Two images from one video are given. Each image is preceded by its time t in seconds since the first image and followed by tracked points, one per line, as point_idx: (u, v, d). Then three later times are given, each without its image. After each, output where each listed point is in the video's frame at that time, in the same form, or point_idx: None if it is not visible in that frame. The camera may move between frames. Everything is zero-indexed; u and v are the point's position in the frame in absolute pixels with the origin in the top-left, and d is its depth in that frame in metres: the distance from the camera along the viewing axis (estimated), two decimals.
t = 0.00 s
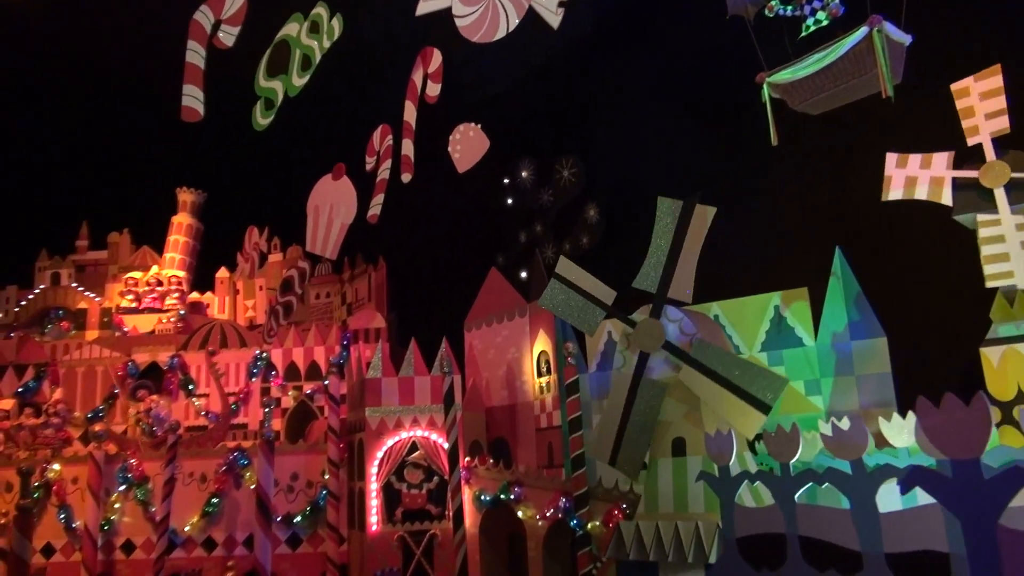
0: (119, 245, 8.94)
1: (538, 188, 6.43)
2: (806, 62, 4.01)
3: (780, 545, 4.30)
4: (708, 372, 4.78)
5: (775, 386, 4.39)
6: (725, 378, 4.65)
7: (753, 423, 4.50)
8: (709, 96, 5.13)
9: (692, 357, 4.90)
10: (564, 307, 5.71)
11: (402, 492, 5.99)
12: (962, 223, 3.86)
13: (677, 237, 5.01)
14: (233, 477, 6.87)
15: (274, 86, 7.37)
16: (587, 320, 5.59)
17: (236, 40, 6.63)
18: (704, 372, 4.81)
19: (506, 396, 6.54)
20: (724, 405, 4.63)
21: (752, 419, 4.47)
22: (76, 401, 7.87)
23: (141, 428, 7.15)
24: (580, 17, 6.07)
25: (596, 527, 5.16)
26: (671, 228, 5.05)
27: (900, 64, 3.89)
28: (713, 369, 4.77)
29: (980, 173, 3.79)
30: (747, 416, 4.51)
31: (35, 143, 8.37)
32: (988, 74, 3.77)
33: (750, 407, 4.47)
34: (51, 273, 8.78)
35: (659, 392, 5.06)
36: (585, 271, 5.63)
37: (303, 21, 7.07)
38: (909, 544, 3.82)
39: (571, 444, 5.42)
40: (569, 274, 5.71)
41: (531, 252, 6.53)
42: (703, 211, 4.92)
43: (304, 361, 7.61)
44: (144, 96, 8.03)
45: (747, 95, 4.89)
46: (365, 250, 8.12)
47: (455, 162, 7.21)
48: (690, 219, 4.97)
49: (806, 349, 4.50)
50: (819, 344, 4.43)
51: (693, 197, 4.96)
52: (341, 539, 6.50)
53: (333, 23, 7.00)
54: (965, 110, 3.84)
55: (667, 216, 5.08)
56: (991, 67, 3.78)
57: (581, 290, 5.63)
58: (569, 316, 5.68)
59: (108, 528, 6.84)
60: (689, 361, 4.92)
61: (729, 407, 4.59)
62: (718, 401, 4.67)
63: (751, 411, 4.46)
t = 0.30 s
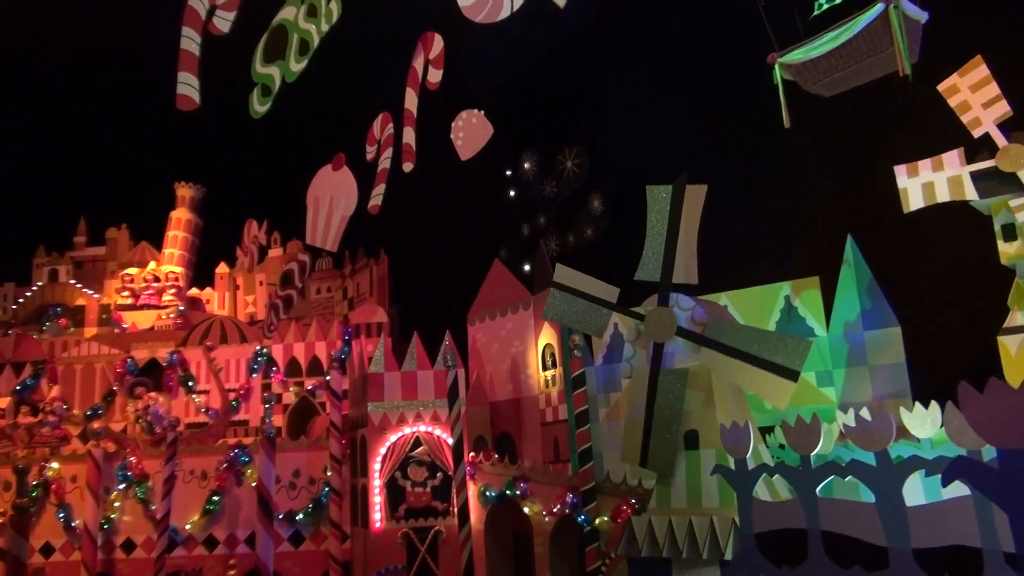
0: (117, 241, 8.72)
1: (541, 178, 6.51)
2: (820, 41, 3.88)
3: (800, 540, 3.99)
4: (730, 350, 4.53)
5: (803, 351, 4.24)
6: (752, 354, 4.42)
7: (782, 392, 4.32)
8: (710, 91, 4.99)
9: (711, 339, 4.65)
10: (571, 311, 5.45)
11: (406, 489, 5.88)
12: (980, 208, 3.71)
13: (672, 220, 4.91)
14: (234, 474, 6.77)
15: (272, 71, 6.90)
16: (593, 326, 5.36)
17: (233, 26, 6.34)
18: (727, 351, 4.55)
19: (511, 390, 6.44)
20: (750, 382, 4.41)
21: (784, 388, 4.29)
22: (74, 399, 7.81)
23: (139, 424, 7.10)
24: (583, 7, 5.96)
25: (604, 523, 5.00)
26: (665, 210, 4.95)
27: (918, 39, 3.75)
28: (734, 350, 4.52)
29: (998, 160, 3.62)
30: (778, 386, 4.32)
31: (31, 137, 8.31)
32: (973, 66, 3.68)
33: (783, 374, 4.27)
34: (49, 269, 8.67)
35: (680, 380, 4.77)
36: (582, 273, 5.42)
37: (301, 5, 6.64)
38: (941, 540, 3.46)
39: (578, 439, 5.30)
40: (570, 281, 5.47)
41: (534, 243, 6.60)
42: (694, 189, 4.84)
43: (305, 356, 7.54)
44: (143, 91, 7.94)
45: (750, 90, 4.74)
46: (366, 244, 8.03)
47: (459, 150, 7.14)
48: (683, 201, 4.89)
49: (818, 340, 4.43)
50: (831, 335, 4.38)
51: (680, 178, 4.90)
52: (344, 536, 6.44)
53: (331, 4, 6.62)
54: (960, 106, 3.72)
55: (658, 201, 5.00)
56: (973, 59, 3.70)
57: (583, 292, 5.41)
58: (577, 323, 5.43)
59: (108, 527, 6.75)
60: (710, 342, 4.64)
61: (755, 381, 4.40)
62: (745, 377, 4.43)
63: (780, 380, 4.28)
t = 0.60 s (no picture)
0: (116, 234, 8.68)
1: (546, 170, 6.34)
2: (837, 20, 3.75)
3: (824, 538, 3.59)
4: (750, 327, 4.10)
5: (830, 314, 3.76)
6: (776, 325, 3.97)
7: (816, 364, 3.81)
8: (711, 90, 4.85)
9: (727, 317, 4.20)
10: (576, 318, 4.90)
11: (410, 483, 5.78)
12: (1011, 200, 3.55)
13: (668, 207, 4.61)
14: (236, 469, 6.69)
15: (271, 54, 6.27)
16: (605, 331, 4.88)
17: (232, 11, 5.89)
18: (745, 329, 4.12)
19: (516, 383, 6.34)
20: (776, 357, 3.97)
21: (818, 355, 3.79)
22: (73, 393, 7.44)
23: (141, 419, 7.04)
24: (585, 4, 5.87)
25: (613, 519, 4.86)
26: (660, 196, 4.64)
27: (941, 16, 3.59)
28: (752, 332, 4.10)
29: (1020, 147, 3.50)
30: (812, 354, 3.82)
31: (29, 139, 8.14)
32: (960, 69, 3.66)
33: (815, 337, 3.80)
34: (47, 263, 8.56)
35: (699, 366, 4.28)
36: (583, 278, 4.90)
37: None
38: (973, 536, 3.13)
39: (586, 431, 5.25)
40: (574, 289, 4.91)
41: (538, 236, 6.48)
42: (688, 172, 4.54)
43: (307, 349, 7.38)
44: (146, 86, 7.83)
45: (751, 88, 4.61)
46: (367, 236, 8.08)
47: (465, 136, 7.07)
48: (676, 185, 4.59)
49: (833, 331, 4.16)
50: (843, 325, 4.11)
51: (670, 164, 4.62)
52: (346, 531, 6.31)
53: None
54: (962, 108, 3.64)
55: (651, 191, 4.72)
56: (956, 62, 3.68)
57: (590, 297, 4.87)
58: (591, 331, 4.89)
59: (108, 523, 6.67)
60: (727, 321, 4.18)
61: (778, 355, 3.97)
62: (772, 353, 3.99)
63: (810, 346, 3.78)
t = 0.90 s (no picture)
0: (113, 217, 8.54)
1: (548, 158, 6.36)
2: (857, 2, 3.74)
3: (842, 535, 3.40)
4: (764, 302, 3.92)
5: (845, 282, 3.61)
6: (791, 297, 3.80)
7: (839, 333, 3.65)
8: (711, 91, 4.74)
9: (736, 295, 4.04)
10: (583, 327, 4.58)
11: (409, 471, 5.68)
12: None
13: (666, 197, 4.42)
14: (232, 457, 6.59)
15: (271, 30, 6.11)
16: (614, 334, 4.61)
17: None
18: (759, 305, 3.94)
19: (518, 371, 6.25)
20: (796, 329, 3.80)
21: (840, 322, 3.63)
22: (68, 376, 7.37)
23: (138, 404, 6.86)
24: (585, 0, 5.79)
25: (616, 511, 4.80)
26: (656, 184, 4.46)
27: None
28: (767, 308, 3.91)
29: None
30: (834, 322, 3.67)
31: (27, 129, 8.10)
32: (955, 80, 3.53)
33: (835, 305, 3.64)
34: (43, 247, 8.39)
35: (715, 352, 4.08)
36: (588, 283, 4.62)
37: None
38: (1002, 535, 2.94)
39: (590, 423, 5.09)
40: (583, 294, 4.57)
41: (543, 222, 6.41)
42: (681, 159, 4.32)
43: (306, 337, 7.28)
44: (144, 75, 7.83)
45: (751, 87, 4.47)
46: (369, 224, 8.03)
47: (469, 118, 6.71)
48: (669, 174, 4.39)
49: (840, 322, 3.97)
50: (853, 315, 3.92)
51: (661, 153, 4.42)
52: (344, 521, 6.23)
53: None
54: (973, 116, 3.47)
55: (645, 183, 4.54)
56: (949, 73, 3.57)
57: (597, 301, 4.56)
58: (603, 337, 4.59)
59: (101, 509, 6.59)
60: (739, 300, 4.00)
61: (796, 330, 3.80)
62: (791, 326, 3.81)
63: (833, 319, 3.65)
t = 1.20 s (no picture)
0: (109, 202, 8.35)
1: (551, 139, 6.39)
2: None
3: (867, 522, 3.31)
4: (780, 268, 3.82)
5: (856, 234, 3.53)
6: (806, 258, 3.72)
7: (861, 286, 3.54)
8: (711, 90, 4.72)
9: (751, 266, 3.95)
10: (594, 327, 4.64)
11: (412, 456, 5.59)
12: None
13: (661, 182, 4.41)
14: (230, 444, 6.48)
15: (269, 2, 5.96)
16: (626, 328, 4.49)
17: None
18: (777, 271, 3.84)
19: (521, 357, 6.16)
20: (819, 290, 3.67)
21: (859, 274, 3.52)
22: (65, 365, 7.31)
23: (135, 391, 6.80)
24: None
25: (622, 498, 4.66)
26: (649, 170, 4.48)
27: None
28: (786, 273, 3.81)
29: None
30: (853, 275, 3.55)
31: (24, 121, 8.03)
32: (950, 89, 3.51)
33: (852, 258, 3.54)
34: (37, 232, 8.22)
35: (737, 331, 3.94)
36: (594, 285, 4.66)
37: None
38: None
39: (595, 409, 5.01)
40: (587, 296, 4.70)
41: (544, 206, 6.45)
42: (669, 142, 4.34)
43: (304, 323, 7.16)
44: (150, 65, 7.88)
45: (748, 89, 4.45)
46: (367, 208, 7.85)
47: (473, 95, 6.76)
48: (661, 158, 4.40)
49: (851, 305, 3.96)
50: (865, 299, 3.91)
51: (650, 141, 4.47)
52: (345, 509, 6.14)
53: None
54: (983, 115, 3.41)
55: (638, 172, 4.56)
56: (948, 81, 3.52)
57: (603, 300, 4.60)
58: (616, 334, 4.55)
59: (99, 497, 6.49)
60: (753, 271, 3.92)
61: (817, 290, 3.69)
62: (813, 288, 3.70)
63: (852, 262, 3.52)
